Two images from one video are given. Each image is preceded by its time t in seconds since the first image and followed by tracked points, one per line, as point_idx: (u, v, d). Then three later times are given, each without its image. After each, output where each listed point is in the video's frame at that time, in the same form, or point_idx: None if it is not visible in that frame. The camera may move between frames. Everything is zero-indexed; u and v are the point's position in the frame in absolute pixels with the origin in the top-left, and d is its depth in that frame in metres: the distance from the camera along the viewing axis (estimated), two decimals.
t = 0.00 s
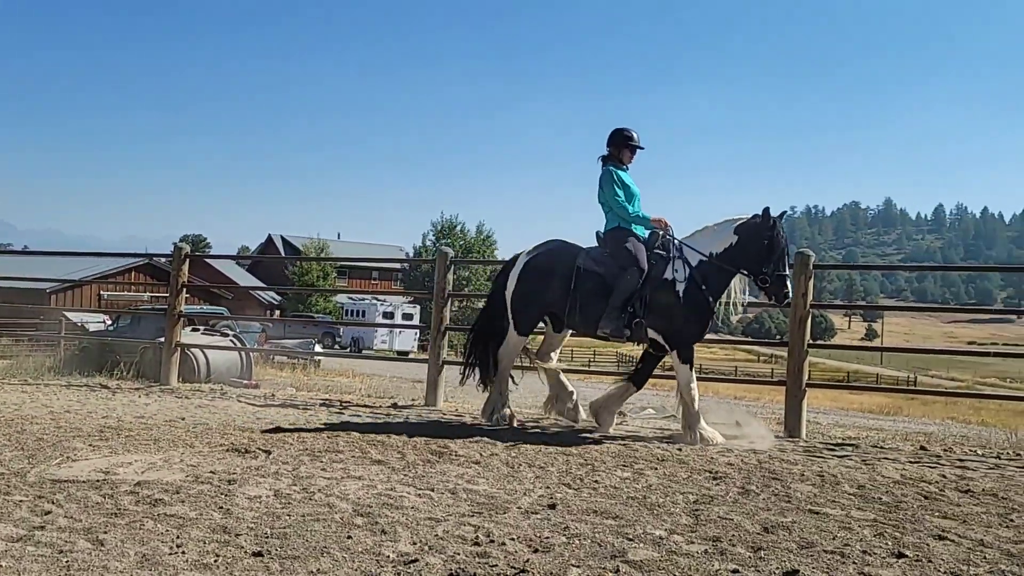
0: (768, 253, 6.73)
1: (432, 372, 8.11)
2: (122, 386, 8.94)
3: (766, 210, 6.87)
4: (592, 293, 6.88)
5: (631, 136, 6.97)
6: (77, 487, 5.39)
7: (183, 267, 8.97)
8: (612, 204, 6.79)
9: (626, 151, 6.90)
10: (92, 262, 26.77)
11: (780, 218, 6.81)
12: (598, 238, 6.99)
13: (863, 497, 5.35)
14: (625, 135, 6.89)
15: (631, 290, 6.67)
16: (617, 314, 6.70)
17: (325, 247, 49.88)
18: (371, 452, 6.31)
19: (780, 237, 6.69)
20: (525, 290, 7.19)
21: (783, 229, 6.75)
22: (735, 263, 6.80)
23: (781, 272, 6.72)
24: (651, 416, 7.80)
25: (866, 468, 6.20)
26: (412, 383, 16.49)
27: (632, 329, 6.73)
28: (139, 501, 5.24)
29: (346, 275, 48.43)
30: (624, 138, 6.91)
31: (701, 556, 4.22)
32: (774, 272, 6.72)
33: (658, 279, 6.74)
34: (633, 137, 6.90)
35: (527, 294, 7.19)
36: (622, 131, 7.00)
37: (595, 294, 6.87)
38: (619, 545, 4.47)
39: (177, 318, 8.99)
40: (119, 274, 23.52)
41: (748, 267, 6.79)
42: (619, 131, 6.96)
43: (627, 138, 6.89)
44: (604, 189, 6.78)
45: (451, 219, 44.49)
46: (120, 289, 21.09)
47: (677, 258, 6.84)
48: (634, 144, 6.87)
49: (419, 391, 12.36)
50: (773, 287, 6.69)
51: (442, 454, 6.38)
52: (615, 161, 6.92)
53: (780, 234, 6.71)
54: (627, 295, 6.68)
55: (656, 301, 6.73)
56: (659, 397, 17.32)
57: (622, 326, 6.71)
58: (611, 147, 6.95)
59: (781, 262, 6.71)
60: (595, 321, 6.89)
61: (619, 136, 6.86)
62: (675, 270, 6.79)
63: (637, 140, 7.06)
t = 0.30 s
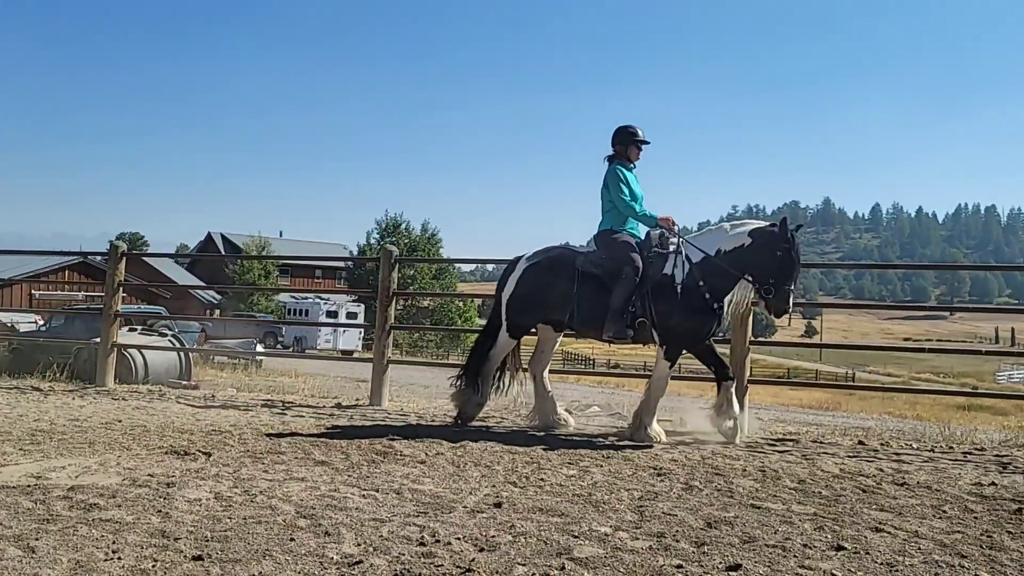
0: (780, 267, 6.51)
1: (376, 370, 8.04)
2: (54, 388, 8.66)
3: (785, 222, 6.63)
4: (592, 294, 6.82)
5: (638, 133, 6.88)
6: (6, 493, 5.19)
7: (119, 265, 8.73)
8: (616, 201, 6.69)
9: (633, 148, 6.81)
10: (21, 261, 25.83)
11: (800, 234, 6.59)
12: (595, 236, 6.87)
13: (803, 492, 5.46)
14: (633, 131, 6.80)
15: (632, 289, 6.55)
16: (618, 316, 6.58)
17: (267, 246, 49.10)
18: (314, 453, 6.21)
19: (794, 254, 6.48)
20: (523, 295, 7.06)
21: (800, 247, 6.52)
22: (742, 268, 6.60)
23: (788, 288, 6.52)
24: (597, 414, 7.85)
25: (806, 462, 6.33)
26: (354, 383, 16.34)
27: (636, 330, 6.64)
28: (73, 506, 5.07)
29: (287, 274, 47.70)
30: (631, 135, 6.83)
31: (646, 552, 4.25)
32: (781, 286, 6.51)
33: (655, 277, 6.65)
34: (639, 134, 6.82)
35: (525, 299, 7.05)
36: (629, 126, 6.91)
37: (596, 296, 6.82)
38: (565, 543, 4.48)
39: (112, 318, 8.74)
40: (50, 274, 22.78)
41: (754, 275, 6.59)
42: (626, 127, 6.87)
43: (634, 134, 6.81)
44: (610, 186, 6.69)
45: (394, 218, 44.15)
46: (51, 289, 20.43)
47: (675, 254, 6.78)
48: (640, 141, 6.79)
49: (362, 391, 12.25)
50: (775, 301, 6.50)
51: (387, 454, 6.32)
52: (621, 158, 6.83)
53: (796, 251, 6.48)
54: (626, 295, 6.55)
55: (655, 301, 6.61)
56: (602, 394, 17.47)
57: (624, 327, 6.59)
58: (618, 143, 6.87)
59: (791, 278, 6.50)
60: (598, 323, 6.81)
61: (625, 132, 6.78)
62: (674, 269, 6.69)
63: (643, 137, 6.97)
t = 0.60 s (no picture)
0: (788, 264, 6.49)
1: (322, 370, 7.93)
2: None
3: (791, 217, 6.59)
4: (601, 291, 6.78)
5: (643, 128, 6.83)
6: None
7: (55, 263, 8.46)
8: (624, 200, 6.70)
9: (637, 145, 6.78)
10: None
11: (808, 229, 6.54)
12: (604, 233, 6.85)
13: (747, 486, 5.54)
14: (637, 128, 6.76)
15: (642, 287, 6.52)
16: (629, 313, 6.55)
17: (208, 243, 48.15)
18: (258, 455, 6.10)
19: (802, 251, 6.45)
20: (537, 291, 7.06)
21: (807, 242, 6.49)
22: (750, 266, 6.60)
23: (797, 285, 6.48)
24: (546, 413, 7.86)
25: (750, 458, 6.43)
26: (297, 382, 16.12)
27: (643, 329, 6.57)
28: (5, 512, 4.88)
29: (230, 272, 46.80)
30: (635, 131, 6.79)
31: (594, 549, 4.26)
32: (790, 283, 6.48)
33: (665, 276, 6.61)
34: (643, 129, 6.79)
35: (540, 295, 7.05)
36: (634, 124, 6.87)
37: (604, 294, 6.77)
38: (513, 541, 4.47)
39: (47, 317, 8.47)
40: None
41: (762, 272, 6.58)
42: (630, 123, 6.82)
43: (638, 131, 6.77)
44: (617, 185, 6.69)
45: (341, 216, 43.65)
46: None
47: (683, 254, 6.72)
48: (643, 138, 6.75)
49: (305, 391, 12.09)
50: (784, 300, 6.49)
51: (333, 455, 6.24)
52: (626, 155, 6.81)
53: (804, 247, 6.45)
54: (637, 292, 6.52)
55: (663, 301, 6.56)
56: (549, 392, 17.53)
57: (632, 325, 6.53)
58: (622, 140, 6.83)
59: (800, 275, 6.46)
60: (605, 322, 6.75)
61: (629, 130, 6.74)
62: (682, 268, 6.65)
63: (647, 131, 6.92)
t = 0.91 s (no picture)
0: (794, 274, 6.70)
1: (257, 372, 7.76)
2: None
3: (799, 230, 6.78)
4: (599, 292, 6.67)
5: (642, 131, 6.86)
6: None
7: None
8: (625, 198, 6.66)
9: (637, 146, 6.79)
10: None
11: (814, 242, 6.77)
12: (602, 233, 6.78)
13: (684, 482, 5.61)
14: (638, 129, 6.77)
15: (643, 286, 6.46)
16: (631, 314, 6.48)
17: (138, 241, 46.83)
18: (191, 457, 5.93)
19: (809, 263, 6.66)
20: (530, 296, 6.85)
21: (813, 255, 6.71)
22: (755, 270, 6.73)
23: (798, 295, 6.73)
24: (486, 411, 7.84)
25: (687, 454, 6.51)
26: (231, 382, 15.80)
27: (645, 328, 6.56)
28: None
29: (161, 271, 45.59)
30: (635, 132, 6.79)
31: (533, 547, 4.26)
32: (792, 292, 6.71)
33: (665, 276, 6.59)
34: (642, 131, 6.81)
35: (537, 297, 6.82)
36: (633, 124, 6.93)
37: (601, 295, 6.67)
38: (452, 541, 4.44)
39: None
40: None
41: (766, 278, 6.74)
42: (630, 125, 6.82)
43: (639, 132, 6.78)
44: (620, 183, 6.65)
45: (277, 213, 42.89)
46: None
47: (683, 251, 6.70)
48: (644, 139, 6.77)
49: (239, 391, 11.84)
50: (785, 307, 6.71)
51: (268, 456, 6.11)
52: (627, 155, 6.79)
53: (811, 259, 6.66)
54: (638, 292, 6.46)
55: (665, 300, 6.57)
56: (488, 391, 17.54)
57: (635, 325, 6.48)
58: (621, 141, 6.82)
59: (803, 286, 6.70)
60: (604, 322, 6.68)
61: (632, 130, 6.73)
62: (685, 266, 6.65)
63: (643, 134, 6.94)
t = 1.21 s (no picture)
0: (799, 272, 6.81)
1: (196, 372, 7.57)
2: None
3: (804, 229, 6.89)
4: (608, 290, 6.64)
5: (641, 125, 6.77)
6: None
7: None
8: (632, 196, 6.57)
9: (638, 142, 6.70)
10: None
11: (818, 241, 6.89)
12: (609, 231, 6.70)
13: (628, 478, 5.66)
14: (638, 125, 6.69)
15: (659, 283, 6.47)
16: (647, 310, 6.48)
17: (72, 238, 45.42)
18: (126, 460, 5.77)
19: (815, 262, 6.78)
20: (533, 293, 6.81)
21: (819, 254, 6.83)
22: (760, 269, 6.81)
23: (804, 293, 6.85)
24: (433, 411, 7.78)
25: (632, 450, 6.56)
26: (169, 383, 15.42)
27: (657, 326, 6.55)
28: None
29: (95, 269, 44.28)
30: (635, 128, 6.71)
31: (477, 546, 4.24)
32: (798, 291, 6.83)
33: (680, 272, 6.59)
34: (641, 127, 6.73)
35: (537, 296, 6.80)
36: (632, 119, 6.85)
37: (610, 293, 6.64)
38: (396, 541, 4.39)
39: None
40: None
41: (771, 276, 6.84)
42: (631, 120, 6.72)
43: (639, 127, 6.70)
44: (625, 181, 6.55)
45: (216, 210, 42.00)
46: None
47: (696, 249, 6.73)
48: (645, 135, 6.68)
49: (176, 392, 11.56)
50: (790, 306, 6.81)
51: (207, 458, 5.97)
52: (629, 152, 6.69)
53: (817, 258, 6.78)
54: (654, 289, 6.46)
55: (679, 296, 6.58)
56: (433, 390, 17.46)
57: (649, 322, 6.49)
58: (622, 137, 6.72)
59: (808, 285, 6.82)
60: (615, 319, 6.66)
61: (633, 126, 6.63)
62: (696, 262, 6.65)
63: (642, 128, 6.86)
